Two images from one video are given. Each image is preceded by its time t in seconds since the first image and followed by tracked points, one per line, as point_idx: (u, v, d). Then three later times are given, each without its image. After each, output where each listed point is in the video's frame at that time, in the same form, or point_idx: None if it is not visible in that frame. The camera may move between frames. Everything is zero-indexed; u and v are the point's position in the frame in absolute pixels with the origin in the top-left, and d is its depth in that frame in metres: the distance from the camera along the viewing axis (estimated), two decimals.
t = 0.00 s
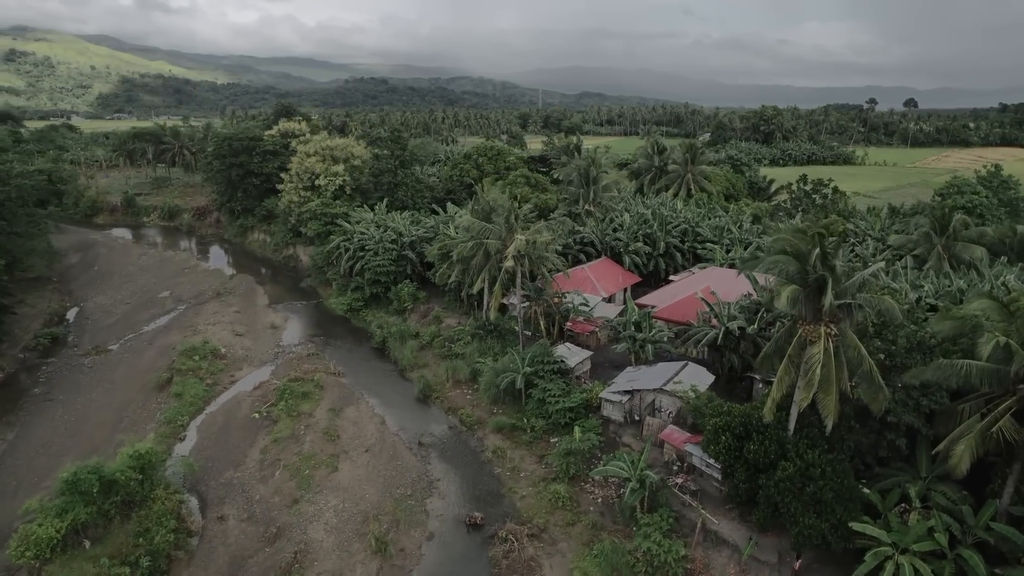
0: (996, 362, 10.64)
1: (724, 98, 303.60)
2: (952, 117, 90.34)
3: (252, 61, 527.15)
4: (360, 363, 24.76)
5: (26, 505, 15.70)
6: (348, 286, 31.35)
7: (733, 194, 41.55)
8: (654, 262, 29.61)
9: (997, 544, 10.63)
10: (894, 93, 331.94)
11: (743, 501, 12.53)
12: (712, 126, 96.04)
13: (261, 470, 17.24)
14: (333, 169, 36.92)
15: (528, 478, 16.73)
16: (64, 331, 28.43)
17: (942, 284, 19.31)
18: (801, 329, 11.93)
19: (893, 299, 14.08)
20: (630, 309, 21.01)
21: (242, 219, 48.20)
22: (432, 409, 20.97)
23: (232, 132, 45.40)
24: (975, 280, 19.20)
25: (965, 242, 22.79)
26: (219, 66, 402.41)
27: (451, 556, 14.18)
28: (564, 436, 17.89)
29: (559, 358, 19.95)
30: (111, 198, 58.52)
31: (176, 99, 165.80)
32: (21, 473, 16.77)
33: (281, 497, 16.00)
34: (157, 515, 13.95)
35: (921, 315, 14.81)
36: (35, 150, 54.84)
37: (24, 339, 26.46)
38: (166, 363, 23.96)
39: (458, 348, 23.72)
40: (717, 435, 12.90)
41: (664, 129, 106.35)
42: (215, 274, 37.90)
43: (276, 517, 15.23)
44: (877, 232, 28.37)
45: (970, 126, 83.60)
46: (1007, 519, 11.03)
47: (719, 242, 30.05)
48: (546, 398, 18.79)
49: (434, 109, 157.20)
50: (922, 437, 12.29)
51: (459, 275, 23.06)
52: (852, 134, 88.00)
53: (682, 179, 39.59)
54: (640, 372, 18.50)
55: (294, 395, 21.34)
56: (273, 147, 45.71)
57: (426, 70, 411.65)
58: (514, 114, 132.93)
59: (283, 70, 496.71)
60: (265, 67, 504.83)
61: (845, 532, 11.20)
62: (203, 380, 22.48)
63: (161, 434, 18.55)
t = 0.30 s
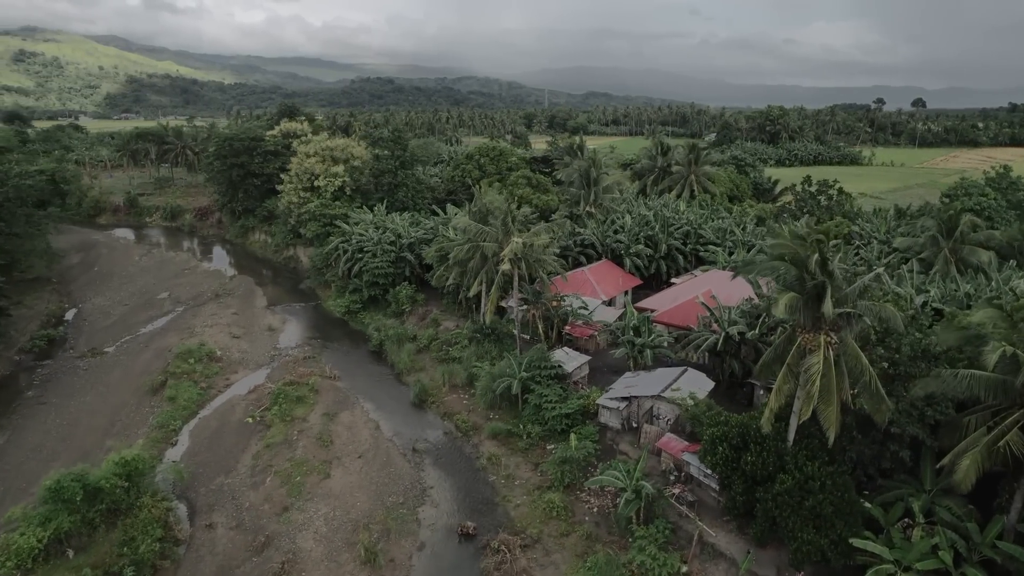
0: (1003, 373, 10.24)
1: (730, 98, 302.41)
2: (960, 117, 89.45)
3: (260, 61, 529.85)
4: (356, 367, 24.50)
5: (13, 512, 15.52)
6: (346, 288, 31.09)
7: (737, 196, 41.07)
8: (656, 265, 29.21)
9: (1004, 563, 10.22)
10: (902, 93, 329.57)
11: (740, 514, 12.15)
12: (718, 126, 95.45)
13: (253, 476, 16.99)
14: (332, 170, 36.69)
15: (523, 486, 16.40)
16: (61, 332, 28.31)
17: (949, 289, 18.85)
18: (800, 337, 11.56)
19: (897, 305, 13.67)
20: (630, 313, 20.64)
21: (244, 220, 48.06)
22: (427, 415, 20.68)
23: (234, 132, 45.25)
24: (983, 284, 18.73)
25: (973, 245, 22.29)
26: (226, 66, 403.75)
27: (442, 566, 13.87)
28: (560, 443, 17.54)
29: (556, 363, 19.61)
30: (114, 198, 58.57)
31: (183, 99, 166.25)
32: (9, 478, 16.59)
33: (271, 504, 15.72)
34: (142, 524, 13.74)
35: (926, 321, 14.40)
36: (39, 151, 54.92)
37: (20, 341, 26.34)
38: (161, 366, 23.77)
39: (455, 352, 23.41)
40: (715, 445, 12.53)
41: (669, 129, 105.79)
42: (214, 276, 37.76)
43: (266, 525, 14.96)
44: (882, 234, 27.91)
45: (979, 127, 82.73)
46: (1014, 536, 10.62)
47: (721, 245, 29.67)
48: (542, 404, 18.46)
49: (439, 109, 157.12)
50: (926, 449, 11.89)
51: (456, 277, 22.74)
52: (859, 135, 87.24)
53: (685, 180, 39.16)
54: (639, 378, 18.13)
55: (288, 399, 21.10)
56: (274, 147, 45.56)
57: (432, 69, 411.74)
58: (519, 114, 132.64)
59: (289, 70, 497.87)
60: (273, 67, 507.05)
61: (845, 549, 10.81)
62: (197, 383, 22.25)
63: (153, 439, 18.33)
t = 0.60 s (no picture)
0: (1010, 386, 9.85)
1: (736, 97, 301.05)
2: (969, 117, 88.52)
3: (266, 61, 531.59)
4: (352, 370, 24.23)
5: None
6: (344, 290, 30.81)
7: (741, 197, 40.60)
8: (657, 268, 28.81)
9: None
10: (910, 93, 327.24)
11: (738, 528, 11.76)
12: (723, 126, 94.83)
13: (243, 483, 16.73)
14: (332, 171, 36.46)
15: (517, 495, 16.05)
16: (57, 334, 28.16)
17: (955, 294, 18.43)
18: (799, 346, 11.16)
19: (900, 312, 13.27)
20: (628, 318, 20.27)
21: (245, 221, 47.91)
22: (422, 420, 20.36)
23: (234, 133, 45.09)
24: (991, 289, 18.27)
25: (980, 249, 21.84)
26: (233, 66, 404.78)
27: None
28: (556, 451, 17.18)
29: (554, 368, 19.25)
30: (117, 198, 58.59)
31: (191, 99, 166.68)
32: None
33: (260, 513, 15.44)
34: (127, 533, 13.50)
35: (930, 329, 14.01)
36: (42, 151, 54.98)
37: (15, 343, 26.20)
38: (155, 369, 23.56)
39: (452, 356, 23.09)
40: (711, 457, 12.15)
41: (675, 130, 105.20)
42: (213, 277, 37.58)
43: (253, 534, 14.68)
44: (888, 237, 27.42)
45: (988, 127, 81.84)
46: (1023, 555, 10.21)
47: (723, 247, 29.25)
48: (538, 411, 18.10)
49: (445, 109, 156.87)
50: (930, 462, 11.49)
51: (452, 281, 22.43)
52: (866, 134, 86.44)
53: (688, 181, 38.71)
54: (637, 385, 17.77)
55: (282, 404, 20.84)
56: (275, 148, 45.39)
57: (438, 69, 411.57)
58: (524, 114, 132.30)
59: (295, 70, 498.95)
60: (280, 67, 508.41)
61: (845, 567, 10.42)
62: (191, 387, 22.01)
63: (143, 444, 18.10)
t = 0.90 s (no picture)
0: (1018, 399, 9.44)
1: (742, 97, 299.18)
2: (977, 117, 87.57)
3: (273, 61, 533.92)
4: (348, 374, 23.96)
5: None
6: (341, 292, 30.53)
7: (744, 198, 40.10)
8: (658, 270, 28.37)
9: None
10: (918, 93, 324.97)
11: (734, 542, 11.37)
12: (729, 126, 94.17)
13: (232, 490, 16.45)
14: (331, 172, 36.20)
15: (510, 505, 15.71)
16: (53, 336, 28.02)
17: (963, 299, 17.95)
18: (796, 356, 10.78)
19: (904, 319, 12.86)
20: (627, 323, 19.89)
21: (245, 221, 47.73)
22: (417, 426, 20.05)
23: (235, 133, 44.91)
24: (999, 294, 17.78)
25: (988, 252, 21.37)
26: (240, 66, 407.39)
27: None
28: (551, 459, 16.82)
29: (550, 374, 18.89)
30: (119, 199, 58.59)
31: (197, 99, 167.12)
32: None
33: (248, 521, 15.14)
34: (110, 543, 13.28)
35: (935, 337, 13.59)
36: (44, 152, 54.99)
37: (10, 345, 26.06)
38: (149, 372, 23.35)
39: (448, 360, 22.77)
40: (707, 469, 11.79)
41: (680, 130, 104.54)
42: (212, 279, 37.39)
43: (240, 543, 14.38)
44: (894, 239, 26.92)
45: (997, 127, 80.92)
46: None
47: (725, 249, 28.82)
48: (534, 417, 17.74)
49: (450, 108, 156.51)
50: (935, 475, 11.08)
51: (448, 284, 22.10)
52: (873, 135, 85.58)
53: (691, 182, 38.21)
54: (634, 391, 17.41)
55: (275, 409, 20.58)
56: (276, 148, 45.19)
57: (444, 69, 411.43)
58: (529, 114, 131.89)
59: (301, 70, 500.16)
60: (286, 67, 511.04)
61: None
62: (184, 391, 21.78)
63: (132, 449, 17.86)
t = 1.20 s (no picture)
0: None
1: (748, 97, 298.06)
2: (985, 117, 86.71)
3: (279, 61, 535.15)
4: (343, 378, 23.67)
5: None
6: (338, 294, 30.22)
7: (748, 199, 39.61)
8: (658, 273, 27.96)
9: None
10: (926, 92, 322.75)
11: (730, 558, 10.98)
12: (734, 126, 93.55)
13: (220, 498, 16.15)
14: (329, 173, 35.90)
15: (502, 514, 15.36)
16: (48, 338, 27.86)
17: (969, 305, 17.51)
18: (794, 367, 10.40)
19: (907, 327, 12.43)
20: (624, 327, 19.51)
21: (245, 222, 47.55)
22: (410, 432, 19.73)
23: (235, 134, 44.73)
24: (1007, 299, 17.32)
25: (997, 256, 20.83)
26: (246, 66, 408.36)
27: None
28: (545, 467, 16.46)
29: (545, 380, 18.54)
30: (121, 199, 58.58)
31: (203, 99, 167.53)
32: None
33: (234, 530, 14.84)
34: (91, 553, 13.01)
35: (941, 345, 13.14)
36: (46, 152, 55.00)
37: (4, 347, 25.90)
38: (142, 376, 23.11)
39: (444, 364, 22.43)
40: (701, 482, 11.40)
41: (685, 130, 103.93)
42: (210, 280, 37.20)
43: (225, 554, 14.07)
44: (900, 241, 26.42)
45: (1005, 127, 80.07)
46: None
47: (727, 252, 28.38)
48: (528, 424, 17.38)
49: (455, 109, 156.36)
50: (938, 490, 10.66)
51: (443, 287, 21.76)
52: (879, 134, 84.71)
53: (694, 183, 37.72)
54: (631, 398, 17.04)
55: (267, 413, 20.29)
56: (275, 149, 44.96)
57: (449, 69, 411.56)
58: (533, 114, 131.53)
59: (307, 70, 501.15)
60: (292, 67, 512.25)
61: None
62: (176, 395, 21.53)
63: (120, 455, 17.61)
